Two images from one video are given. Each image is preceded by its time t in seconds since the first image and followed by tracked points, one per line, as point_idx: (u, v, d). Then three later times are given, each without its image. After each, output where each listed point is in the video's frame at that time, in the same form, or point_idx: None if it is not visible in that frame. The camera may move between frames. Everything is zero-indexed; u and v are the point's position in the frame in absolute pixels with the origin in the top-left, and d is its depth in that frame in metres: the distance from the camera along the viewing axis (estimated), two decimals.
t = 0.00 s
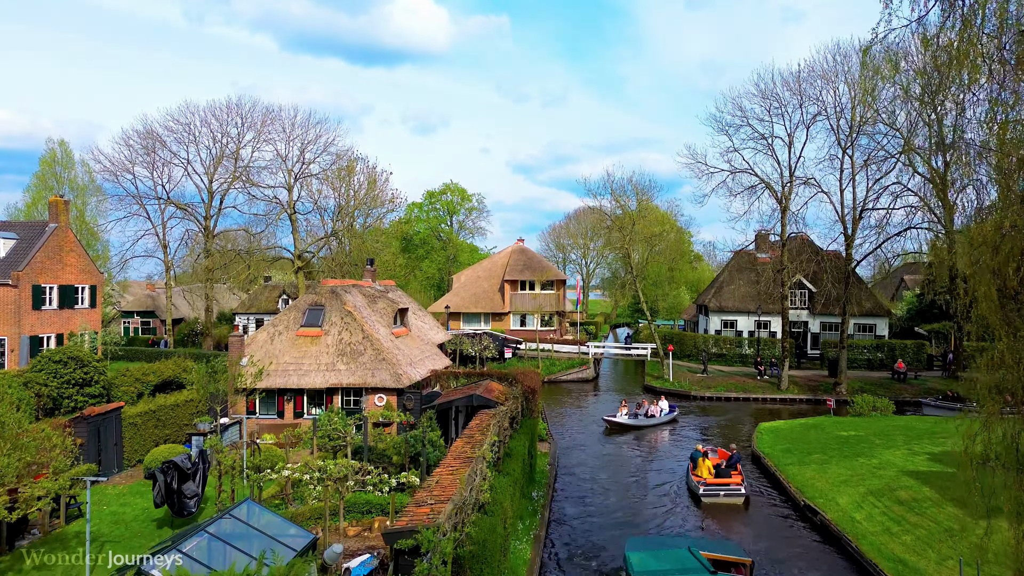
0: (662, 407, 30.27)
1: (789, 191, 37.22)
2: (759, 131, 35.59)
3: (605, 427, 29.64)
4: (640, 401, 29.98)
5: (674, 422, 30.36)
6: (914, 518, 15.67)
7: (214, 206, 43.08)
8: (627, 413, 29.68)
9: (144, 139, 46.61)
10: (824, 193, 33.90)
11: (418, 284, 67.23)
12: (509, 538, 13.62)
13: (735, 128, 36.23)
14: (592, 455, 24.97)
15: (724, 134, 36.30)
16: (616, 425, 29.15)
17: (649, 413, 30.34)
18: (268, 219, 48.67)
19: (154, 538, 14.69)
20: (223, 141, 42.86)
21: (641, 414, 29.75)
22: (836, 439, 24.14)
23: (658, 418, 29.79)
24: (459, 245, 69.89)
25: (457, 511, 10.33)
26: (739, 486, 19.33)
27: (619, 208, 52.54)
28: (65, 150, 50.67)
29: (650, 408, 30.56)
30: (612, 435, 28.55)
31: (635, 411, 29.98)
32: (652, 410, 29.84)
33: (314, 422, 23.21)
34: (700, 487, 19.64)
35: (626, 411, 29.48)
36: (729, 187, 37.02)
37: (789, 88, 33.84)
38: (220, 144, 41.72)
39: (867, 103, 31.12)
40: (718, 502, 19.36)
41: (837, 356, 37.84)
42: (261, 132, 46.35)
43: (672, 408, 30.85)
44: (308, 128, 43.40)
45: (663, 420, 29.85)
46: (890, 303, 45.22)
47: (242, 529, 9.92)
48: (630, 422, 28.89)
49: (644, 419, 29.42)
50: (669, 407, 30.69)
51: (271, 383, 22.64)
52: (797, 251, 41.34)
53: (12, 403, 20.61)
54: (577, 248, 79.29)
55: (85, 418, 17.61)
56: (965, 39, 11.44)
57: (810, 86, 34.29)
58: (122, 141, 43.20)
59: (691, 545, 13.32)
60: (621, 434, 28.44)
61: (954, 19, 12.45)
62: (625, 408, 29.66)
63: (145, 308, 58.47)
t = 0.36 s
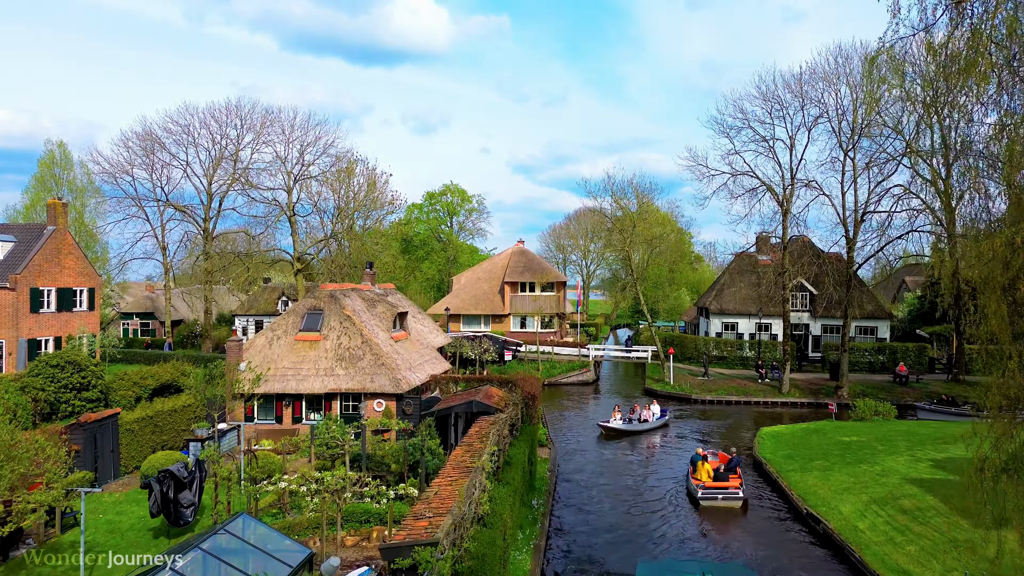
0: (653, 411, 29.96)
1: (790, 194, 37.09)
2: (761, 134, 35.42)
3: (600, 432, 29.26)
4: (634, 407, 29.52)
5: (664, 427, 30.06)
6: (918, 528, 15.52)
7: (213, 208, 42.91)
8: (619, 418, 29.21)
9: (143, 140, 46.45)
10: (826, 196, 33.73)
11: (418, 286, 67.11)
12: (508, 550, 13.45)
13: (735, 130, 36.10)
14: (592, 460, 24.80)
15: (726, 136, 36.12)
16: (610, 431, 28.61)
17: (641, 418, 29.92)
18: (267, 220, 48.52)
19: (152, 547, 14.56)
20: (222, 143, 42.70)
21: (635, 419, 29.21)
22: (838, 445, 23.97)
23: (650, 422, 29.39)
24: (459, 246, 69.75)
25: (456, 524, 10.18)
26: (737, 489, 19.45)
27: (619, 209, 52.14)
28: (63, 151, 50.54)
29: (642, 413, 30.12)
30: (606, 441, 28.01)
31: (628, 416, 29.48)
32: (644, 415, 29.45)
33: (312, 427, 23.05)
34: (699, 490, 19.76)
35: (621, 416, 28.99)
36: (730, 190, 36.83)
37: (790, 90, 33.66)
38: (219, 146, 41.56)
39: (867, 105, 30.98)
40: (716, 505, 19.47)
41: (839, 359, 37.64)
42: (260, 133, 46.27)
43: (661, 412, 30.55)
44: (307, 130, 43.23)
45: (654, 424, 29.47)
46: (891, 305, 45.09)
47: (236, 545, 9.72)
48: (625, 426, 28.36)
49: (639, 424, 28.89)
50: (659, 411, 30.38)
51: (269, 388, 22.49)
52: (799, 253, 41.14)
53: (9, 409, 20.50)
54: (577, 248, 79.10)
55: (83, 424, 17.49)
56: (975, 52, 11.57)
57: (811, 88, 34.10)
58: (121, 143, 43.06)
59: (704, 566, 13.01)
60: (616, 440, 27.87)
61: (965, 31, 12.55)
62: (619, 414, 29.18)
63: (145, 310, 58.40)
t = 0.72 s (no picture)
0: (647, 416, 29.60)
1: (791, 196, 36.97)
2: (762, 136, 35.31)
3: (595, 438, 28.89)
4: (628, 411, 29.13)
5: (656, 431, 29.85)
6: (922, 537, 15.36)
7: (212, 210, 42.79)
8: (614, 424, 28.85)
9: (142, 142, 46.32)
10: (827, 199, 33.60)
11: (418, 288, 66.95)
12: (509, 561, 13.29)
13: (736, 132, 35.94)
14: (593, 465, 24.65)
15: (727, 139, 36.01)
16: (605, 436, 28.26)
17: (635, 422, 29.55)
18: (267, 223, 48.40)
19: (148, 557, 14.44)
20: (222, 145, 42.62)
21: (629, 424, 28.88)
22: (841, 450, 23.79)
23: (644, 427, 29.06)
24: (459, 247, 69.58)
25: (455, 537, 10.03)
26: (736, 493, 19.65)
27: (618, 210, 52.04)
28: (63, 153, 50.42)
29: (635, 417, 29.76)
30: (602, 446, 27.64)
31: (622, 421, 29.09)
32: (638, 419, 29.09)
33: (312, 432, 22.91)
34: (698, 493, 19.93)
35: (615, 421, 28.62)
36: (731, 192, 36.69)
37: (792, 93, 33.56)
38: (218, 147, 41.46)
39: (869, 107, 30.83)
40: (715, 508, 19.65)
41: (841, 362, 37.45)
42: (260, 135, 46.15)
43: (654, 416, 30.27)
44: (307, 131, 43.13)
45: (648, 429, 29.17)
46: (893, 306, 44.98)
47: (234, 562, 9.49)
48: (620, 432, 28.01)
49: (633, 429, 28.53)
50: (652, 415, 30.05)
51: (268, 394, 22.35)
52: (800, 256, 40.99)
53: (6, 414, 20.39)
54: (577, 250, 78.93)
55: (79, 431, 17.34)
56: (985, 61, 11.43)
57: (812, 90, 33.98)
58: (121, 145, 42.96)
59: None
60: (611, 446, 27.49)
61: (974, 40, 12.41)
62: (613, 419, 28.83)
63: (144, 312, 58.27)
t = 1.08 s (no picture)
0: (640, 421, 29.46)
1: (793, 199, 36.82)
2: (763, 138, 35.15)
3: (590, 443, 28.58)
4: (622, 416, 28.91)
5: (648, 435, 29.70)
6: (926, 546, 15.25)
7: (212, 211, 42.63)
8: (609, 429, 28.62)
9: (142, 143, 46.17)
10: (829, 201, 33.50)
11: (418, 288, 66.79)
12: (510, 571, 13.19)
13: (738, 134, 35.81)
14: (594, 470, 24.53)
15: (728, 141, 35.86)
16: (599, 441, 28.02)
17: (629, 427, 29.43)
18: (266, 224, 48.27)
19: (146, 565, 14.34)
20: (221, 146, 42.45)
21: (624, 429, 28.75)
22: (843, 455, 23.70)
23: (638, 432, 28.94)
24: (459, 248, 69.43)
25: (455, 550, 9.90)
26: (736, 496, 19.79)
27: (619, 211, 51.92)
28: (62, 155, 50.26)
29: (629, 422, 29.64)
30: (598, 452, 27.33)
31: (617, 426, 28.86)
32: (633, 424, 28.98)
33: (311, 437, 22.81)
34: (698, 496, 20.14)
35: (610, 426, 28.36)
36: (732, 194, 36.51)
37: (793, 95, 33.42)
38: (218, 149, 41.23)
39: (871, 110, 30.68)
40: (715, 510, 19.83)
41: (842, 364, 37.34)
42: (260, 136, 46.01)
43: (646, 420, 30.10)
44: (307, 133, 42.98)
45: (642, 434, 29.05)
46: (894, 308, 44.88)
47: None
48: (615, 437, 27.76)
49: (627, 434, 28.38)
50: (645, 420, 29.96)
51: (268, 399, 22.23)
52: (801, 258, 40.87)
53: (4, 420, 20.27)
54: (578, 250, 78.77)
55: (75, 437, 17.28)
56: (994, 72, 11.29)
57: (814, 92, 33.83)
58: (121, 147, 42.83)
59: None
60: (609, 451, 27.32)
61: (982, 49, 12.26)
62: (608, 424, 28.60)
63: (144, 313, 58.20)
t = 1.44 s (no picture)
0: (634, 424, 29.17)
1: (794, 201, 36.69)
2: (764, 140, 35.02)
3: (585, 448, 28.29)
4: (616, 420, 28.63)
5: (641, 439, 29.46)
6: (930, 553, 15.14)
7: (212, 213, 42.51)
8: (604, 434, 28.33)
9: (141, 145, 46.07)
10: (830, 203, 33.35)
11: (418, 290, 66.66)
12: None
13: (739, 136, 35.67)
14: (594, 475, 24.40)
15: (729, 142, 35.72)
16: (595, 446, 27.76)
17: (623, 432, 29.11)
18: (266, 226, 48.15)
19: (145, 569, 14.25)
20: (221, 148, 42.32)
21: (620, 433, 28.48)
22: (845, 459, 23.60)
23: (633, 436, 28.70)
24: (460, 248, 69.27)
25: (455, 561, 9.77)
26: (736, 498, 19.80)
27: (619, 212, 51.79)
28: (62, 156, 50.21)
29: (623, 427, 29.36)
30: (595, 457, 27.04)
31: (612, 430, 28.59)
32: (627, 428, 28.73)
33: (311, 441, 22.73)
34: (699, 498, 20.19)
35: (606, 430, 28.08)
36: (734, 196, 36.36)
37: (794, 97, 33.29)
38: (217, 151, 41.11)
39: (873, 112, 30.51)
40: (715, 512, 19.87)
41: (844, 367, 37.21)
42: (260, 138, 45.91)
43: (640, 424, 29.88)
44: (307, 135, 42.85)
45: (637, 438, 28.83)
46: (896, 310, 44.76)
47: None
48: (611, 441, 27.48)
49: (622, 438, 28.11)
50: (638, 424, 29.73)
51: (267, 403, 22.14)
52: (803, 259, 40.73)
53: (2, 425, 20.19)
54: (578, 251, 78.60)
55: (73, 444, 17.20)
56: (1000, 81, 11.11)
57: (816, 94, 33.70)
58: (121, 148, 42.77)
59: None
60: (609, 454, 27.21)
61: (991, 58, 12.04)
62: (603, 428, 28.31)
63: (144, 315, 58.19)
